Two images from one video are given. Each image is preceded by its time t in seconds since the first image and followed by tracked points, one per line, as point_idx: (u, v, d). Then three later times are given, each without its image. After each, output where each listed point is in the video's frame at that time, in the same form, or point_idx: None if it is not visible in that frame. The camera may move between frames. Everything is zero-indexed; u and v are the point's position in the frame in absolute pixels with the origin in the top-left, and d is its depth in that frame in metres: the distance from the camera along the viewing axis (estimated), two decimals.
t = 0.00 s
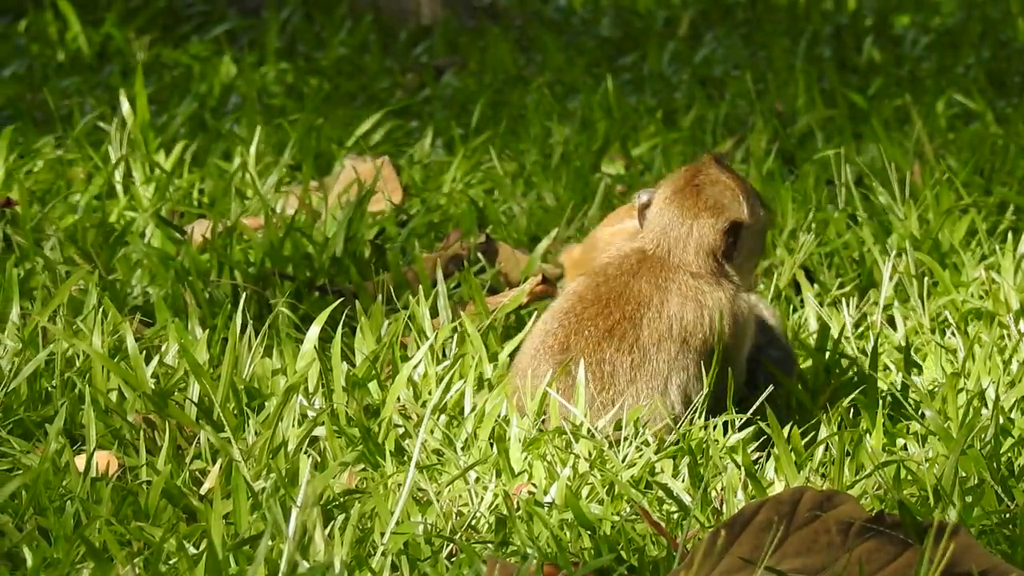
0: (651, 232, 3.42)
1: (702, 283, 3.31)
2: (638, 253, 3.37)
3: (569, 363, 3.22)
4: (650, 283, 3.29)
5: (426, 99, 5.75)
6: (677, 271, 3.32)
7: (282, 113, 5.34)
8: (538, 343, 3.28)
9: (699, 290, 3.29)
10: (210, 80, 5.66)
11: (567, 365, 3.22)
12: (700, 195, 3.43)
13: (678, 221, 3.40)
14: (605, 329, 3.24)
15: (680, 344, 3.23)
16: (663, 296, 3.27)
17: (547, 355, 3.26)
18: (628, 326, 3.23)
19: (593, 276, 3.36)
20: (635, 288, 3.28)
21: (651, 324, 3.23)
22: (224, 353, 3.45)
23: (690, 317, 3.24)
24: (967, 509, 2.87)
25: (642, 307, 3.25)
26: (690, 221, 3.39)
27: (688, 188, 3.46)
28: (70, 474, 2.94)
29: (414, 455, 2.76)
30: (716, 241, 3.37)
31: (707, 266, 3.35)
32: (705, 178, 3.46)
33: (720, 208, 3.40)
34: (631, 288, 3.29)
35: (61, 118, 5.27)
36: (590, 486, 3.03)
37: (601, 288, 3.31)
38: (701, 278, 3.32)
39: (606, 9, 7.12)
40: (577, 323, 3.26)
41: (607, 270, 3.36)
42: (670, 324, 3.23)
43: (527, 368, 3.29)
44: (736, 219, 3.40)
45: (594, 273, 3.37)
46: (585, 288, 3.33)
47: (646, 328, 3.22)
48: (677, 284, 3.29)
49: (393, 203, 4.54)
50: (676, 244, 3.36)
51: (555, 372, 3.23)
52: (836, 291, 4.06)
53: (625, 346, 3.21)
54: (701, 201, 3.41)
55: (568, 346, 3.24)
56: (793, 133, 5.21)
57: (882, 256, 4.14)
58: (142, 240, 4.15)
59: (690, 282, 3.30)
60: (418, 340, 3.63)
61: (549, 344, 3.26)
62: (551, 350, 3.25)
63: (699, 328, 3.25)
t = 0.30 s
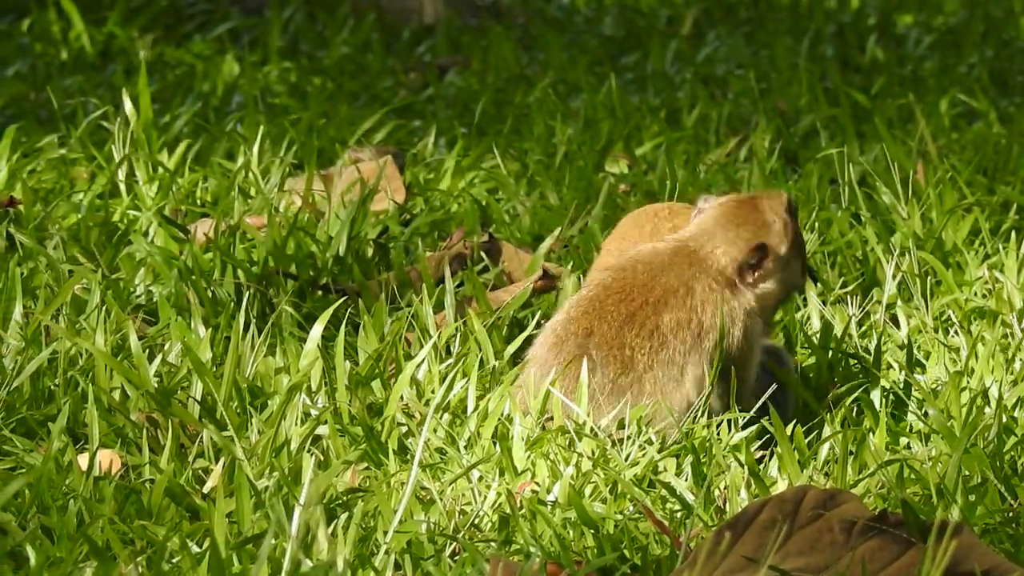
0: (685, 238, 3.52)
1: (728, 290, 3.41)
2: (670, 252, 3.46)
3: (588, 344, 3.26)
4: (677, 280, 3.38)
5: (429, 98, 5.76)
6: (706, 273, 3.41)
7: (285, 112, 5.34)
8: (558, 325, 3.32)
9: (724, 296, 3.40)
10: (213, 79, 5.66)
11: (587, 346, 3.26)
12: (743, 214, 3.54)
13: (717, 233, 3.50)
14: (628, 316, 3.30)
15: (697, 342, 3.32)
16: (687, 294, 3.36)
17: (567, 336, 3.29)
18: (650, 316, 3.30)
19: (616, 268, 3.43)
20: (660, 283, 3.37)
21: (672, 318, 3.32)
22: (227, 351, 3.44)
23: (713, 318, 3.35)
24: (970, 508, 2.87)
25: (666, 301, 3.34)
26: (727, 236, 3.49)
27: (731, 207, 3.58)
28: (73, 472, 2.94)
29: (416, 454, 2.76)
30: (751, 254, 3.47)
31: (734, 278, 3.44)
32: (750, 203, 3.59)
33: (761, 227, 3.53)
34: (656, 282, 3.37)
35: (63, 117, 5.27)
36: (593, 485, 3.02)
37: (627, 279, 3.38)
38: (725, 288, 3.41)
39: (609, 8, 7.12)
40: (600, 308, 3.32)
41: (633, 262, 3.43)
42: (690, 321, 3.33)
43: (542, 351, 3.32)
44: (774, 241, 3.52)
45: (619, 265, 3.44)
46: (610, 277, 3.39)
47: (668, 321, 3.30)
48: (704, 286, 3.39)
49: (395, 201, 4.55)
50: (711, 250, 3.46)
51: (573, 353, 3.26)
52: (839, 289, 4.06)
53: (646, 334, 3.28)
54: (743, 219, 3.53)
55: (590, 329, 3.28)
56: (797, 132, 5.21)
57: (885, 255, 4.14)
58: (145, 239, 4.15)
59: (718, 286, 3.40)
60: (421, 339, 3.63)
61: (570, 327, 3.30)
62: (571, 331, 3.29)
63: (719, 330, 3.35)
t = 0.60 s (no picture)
0: (700, 235, 3.51)
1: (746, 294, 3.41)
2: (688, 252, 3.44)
3: (607, 350, 3.24)
4: (696, 285, 3.37)
5: (432, 96, 5.75)
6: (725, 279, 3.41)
7: (288, 110, 5.34)
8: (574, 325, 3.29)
9: (743, 301, 3.40)
10: (216, 78, 5.66)
11: (606, 351, 3.24)
12: (756, 215, 3.52)
13: (733, 232, 3.49)
14: (649, 322, 3.28)
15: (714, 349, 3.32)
16: (708, 302, 3.36)
17: (584, 340, 3.26)
18: (671, 321, 3.29)
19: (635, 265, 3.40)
20: (683, 287, 3.36)
21: (693, 326, 3.31)
22: (230, 349, 3.44)
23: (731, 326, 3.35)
24: (974, 507, 2.86)
25: (687, 309, 3.33)
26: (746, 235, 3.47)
27: (742, 206, 3.56)
28: (76, 471, 2.94)
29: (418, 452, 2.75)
30: (768, 254, 3.47)
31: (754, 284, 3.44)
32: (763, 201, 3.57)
33: (776, 226, 3.52)
34: (678, 285, 3.36)
35: (66, 116, 5.27)
36: (596, 483, 3.01)
37: (647, 279, 3.36)
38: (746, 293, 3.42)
39: (613, 7, 7.12)
40: (619, 310, 3.30)
41: (652, 262, 3.41)
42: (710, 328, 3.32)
43: (556, 351, 3.30)
44: (789, 241, 3.51)
45: (637, 263, 3.41)
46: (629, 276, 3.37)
47: (688, 330, 3.30)
48: (725, 292, 3.38)
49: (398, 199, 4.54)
50: (730, 251, 3.45)
51: (591, 358, 3.24)
52: (842, 288, 4.06)
53: (667, 339, 3.27)
54: (758, 221, 3.51)
55: (607, 333, 3.26)
56: (800, 130, 5.21)
57: (888, 254, 4.14)
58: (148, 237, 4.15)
59: (736, 292, 3.40)
60: (425, 338, 3.63)
61: (584, 330, 3.28)
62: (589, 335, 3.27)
63: (736, 338, 3.36)
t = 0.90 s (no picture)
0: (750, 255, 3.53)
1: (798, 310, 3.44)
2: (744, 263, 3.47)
3: (676, 343, 3.24)
4: (756, 293, 3.39)
5: (435, 94, 5.75)
6: (781, 292, 3.44)
7: (291, 108, 5.34)
8: (637, 315, 3.29)
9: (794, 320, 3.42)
10: (220, 75, 5.66)
11: (673, 344, 3.24)
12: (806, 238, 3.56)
13: (788, 254, 3.52)
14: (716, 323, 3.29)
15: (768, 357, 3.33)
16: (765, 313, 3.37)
17: (651, 331, 3.25)
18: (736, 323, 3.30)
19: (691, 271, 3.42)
20: (744, 295, 3.37)
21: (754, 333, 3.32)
22: (233, 347, 3.45)
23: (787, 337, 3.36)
24: (977, 505, 2.86)
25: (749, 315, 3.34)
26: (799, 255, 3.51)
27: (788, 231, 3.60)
28: (80, 468, 2.95)
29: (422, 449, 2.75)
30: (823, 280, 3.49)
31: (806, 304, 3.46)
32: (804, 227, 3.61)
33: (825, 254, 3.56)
34: (739, 291, 3.38)
35: (70, 113, 5.28)
36: (600, 481, 3.02)
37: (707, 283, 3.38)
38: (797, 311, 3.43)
39: (616, 4, 7.12)
40: (686, 307, 3.31)
41: (709, 270, 3.43)
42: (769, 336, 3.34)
43: (616, 337, 3.27)
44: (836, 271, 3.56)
45: (693, 268, 3.43)
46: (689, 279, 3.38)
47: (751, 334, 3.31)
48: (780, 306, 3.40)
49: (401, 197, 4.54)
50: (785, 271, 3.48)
51: (657, 350, 3.23)
52: (846, 285, 4.05)
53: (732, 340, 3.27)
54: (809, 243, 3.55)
55: (676, 328, 3.26)
56: (804, 127, 5.21)
57: (892, 251, 4.13)
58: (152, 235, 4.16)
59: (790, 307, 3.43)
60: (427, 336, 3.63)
61: (653, 322, 3.27)
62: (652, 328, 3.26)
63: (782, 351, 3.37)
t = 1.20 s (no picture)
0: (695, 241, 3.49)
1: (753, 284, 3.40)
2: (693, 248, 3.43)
3: (638, 334, 3.20)
4: (707, 275, 3.36)
5: (437, 93, 5.75)
6: (733, 270, 3.39)
7: (294, 108, 5.34)
8: (592, 317, 3.25)
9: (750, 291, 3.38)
10: (222, 75, 5.67)
11: (636, 335, 3.20)
12: (749, 214, 3.53)
13: (729, 231, 3.48)
14: (671, 307, 3.26)
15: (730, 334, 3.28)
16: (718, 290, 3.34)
17: (611, 327, 3.22)
18: (690, 305, 3.27)
19: (642, 264, 3.38)
20: (692, 277, 3.34)
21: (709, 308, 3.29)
22: (235, 347, 3.45)
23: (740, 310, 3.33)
24: (979, 504, 2.86)
25: (701, 294, 3.31)
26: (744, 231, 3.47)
27: (726, 209, 3.57)
28: (82, 468, 2.95)
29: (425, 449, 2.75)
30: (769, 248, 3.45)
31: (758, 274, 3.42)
32: (748, 203, 3.59)
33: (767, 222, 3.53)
34: (688, 275, 3.34)
35: (72, 113, 5.28)
36: (601, 480, 3.02)
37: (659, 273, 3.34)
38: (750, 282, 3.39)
39: (618, 3, 7.12)
40: (639, 296, 3.27)
41: (659, 258, 3.40)
42: (725, 312, 3.29)
43: (577, 343, 3.24)
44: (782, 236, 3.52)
45: (643, 261, 3.40)
46: (639, 272, 3.34)
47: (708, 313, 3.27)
48: (731, 281, 3.36)
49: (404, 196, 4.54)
50: (730, 246, 3.44)
51: (622, 345, 3.20)
52: (848, 285, 4.06)
53: (688, 320, 3.25)
54: (753, 219, 3.52)
55: (633, 321, 3.22)
56: (806, 127, 5.20)
57: (893, 251, 4.14)
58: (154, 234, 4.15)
59: (745, 282, 3.39)
60: (429, 335, 3.64)
61: (609, 321, 3.23)
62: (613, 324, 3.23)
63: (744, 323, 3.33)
